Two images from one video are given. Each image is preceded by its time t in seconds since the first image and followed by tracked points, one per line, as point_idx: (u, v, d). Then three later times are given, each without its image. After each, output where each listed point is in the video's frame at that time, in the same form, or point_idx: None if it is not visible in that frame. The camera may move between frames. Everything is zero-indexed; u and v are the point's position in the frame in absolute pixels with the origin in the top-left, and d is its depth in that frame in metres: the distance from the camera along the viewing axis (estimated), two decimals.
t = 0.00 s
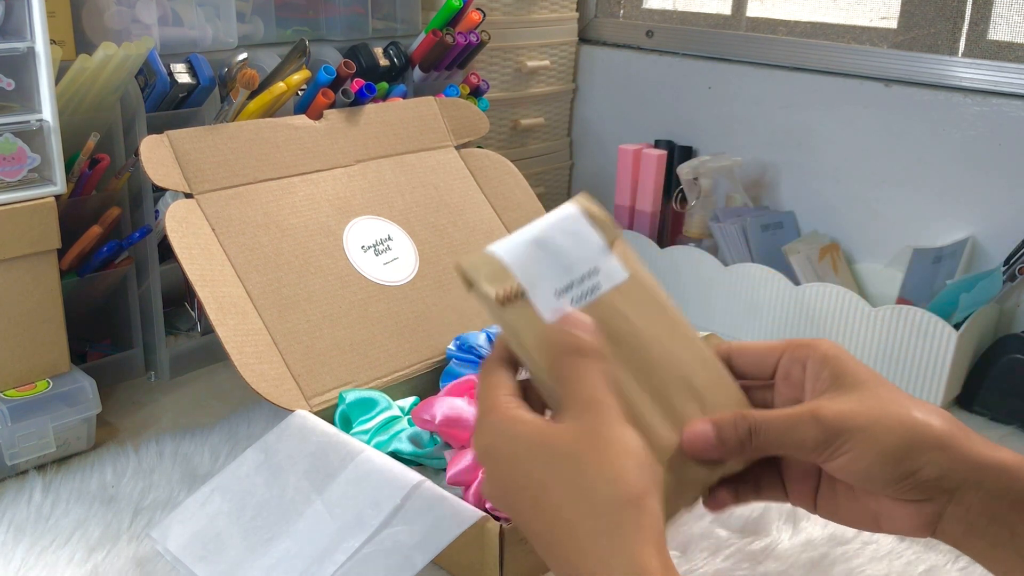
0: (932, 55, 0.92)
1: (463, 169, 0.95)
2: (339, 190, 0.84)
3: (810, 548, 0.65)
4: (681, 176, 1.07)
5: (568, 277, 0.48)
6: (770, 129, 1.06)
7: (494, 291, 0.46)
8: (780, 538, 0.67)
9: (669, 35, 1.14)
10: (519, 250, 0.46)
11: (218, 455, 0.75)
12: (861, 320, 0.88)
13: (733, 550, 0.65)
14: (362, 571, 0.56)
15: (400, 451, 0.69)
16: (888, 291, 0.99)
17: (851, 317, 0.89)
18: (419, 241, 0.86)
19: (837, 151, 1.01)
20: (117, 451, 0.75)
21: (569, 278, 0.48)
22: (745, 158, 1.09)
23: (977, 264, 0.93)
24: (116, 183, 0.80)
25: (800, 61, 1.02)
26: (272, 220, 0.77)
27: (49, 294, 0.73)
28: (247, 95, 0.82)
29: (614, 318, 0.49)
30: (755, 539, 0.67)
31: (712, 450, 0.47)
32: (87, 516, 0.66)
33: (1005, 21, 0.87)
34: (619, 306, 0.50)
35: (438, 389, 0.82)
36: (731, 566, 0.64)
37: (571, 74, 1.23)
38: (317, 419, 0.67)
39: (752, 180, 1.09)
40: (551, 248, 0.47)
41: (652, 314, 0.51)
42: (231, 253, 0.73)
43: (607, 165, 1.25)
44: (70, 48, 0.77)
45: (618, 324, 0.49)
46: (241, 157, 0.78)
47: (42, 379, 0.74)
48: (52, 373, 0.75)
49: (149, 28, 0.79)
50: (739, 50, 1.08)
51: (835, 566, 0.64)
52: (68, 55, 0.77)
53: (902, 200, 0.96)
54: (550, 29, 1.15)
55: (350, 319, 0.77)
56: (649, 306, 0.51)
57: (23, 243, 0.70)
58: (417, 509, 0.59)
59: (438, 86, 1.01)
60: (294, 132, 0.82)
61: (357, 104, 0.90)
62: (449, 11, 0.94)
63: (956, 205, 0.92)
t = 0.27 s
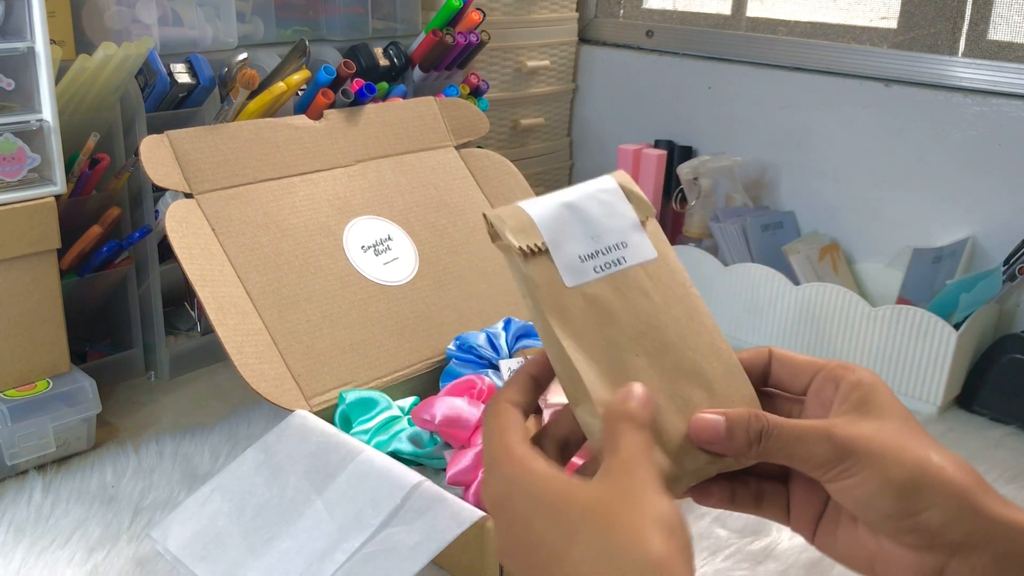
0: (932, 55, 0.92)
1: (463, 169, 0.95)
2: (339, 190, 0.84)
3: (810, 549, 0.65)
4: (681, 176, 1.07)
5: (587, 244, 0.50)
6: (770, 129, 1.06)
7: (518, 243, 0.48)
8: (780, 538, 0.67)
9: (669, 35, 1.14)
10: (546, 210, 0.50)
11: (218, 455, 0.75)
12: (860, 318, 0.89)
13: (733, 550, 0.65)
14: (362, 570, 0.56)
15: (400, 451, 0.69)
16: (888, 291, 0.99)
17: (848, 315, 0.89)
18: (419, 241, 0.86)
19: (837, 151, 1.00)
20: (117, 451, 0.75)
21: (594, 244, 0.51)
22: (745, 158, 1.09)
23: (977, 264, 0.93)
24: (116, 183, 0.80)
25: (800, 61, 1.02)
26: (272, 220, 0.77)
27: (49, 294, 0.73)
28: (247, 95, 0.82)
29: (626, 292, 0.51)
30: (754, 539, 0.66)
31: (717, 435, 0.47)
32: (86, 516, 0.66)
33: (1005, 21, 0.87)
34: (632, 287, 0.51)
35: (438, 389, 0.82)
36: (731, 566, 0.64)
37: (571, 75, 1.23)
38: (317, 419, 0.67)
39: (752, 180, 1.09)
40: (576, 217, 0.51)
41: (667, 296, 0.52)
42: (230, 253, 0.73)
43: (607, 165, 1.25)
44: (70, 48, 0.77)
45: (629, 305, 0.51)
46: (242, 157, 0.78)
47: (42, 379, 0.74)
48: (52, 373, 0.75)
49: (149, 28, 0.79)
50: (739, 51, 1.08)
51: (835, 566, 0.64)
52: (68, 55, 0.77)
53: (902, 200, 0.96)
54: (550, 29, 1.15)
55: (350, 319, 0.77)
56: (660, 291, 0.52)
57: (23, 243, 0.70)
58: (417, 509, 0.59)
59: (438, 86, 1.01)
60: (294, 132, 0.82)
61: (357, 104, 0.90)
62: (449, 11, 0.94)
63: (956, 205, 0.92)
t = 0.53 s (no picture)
0: (932, 55, 0.92)
1: (463, 169, 0.95)
2: (339, 190, 0.84)
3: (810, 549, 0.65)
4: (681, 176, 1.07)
5: (541, 262, 0.48)
6: (770, 130, 1.06)
7: (465, 279, 0.47)
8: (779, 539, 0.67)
9: (669, 35, 1.14)
10: (490, 236, 0.48)
11: (218, 455, 0.75)
12: (861, 319, 0.89)
13: (733, 550, 0.65)
14: (362, 570, 0.56)
15: (400, 451, 0.69)
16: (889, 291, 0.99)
17: (848, 317, 0.89)
18: (419, 241, 0.86)
19: (838, 151, 1.00)
20: (117, 451, 0.75)
21: (546, 262, 0.48)
22: (745, 158, 1.09)
23: (977, 264, 0.93)
24: (116, 183, 0.80)
25: (800, 61, 1.02)
26: (272, 220, 0.77)
27: (49, 294, 0.73)
28: (247, 95, 0.82)
29: (590, 303, 0.48)
30: (754, 540, 0.66)
31: (709, 445, 0.45)
32: (86, 516, 0.66)
33: (1006, 21, 0.87)
34: (599, 294, 0.49)
35: (438, 389, 0.82)
36: (731, 567, 0.64)
37: (571, 75, 1.23)
38: (317, 419, 0.67)
39: (752, 180, 1.09)
40: (525, 235, 0.48)
41: (639, 296, 0.49)
42: (231, 252, 0.73)
43: (607, 165, 1.25)
44: (70, 48, 0.77)
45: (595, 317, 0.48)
46: (242, 157, 0.78)
47: (42, 379, 0.74)
48: (52, 373, 0.75)
49: (149, 28, 0.79)
50: (739, 51, 1.08)
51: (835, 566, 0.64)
52: (68, 55, 0.77)
53: (902, 200, 0.96)
54: (550, 28, 1.15)
55: (350, 319, 0.77)
56: (630, 295, 0.49)
57: (23, 243, 0.70)
58: (417, 508, 0.59)
59: (438, 86, 1.01)
60: (294, 132, 0.82)
61: (357, 104, 0.90)
62: (449, 11, 0.94)
63: (956, 205, 0.92)
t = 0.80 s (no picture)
0: (932, 55, 0.92)
1: (463, 169, 0.95)
2: (339, 190, 0.84)
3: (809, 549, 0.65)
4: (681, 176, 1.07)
5: (550, 264, 0.48)
6: (770, 130, 1.06)
7: (476, 287, 0.48)
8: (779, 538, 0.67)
9: (669, 35, 1.14)
10: (497, 243, 0.48)
11: (218, 455, 0.75)
12: (864, 322, 0.88)
13: (733, 550, 0.65)
14: (362, 570, 0.56)
15: (400, 451, 0.69)
16: (888, 291, 0.99)
17: (853, 320, 0.89)
18: (419, 241, 0.86)
19: (838, 151, 1.00)
20: (117, 451, 0.75)
21: (556, 264, 0.48)
22: (745, 158, 1.09)
23: (977, 264, 0.93)
24: (116, 183, 0.80)
25: (800, 61, 1.02)
26: (272, 220, 0.77)
27: (49, 294, 0.73)
28: (247, 95, 0.82)
29: (602, 303, 0.47)
30: (754, 540, 0.66)
31: (730, 435, 0.44)
32: (86, 516, 0.66)
33: (1005, 21, 0.87)
34: (611, 293, 0.48)
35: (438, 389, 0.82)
36: (731, 566, 0.64)
37: (571, 75, 1.23)
38: (317, 419, 0.67)
39: (752, 180, 1.09)
40: (532, 240, 0.48)
41: (652, 293, 0.48)
42: (230, 252, 0.73)
43: (607, 165, 1.25)
44: (70, 48, 0.77)
45: (609, 316, 0.47)
46: (242, 157, 0.78)
47: (42, 379, 0.74)
48: (52, 373, 0.75)
49: (149, 28, 0.78)
50: (739, 50, 1.08)
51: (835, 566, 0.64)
52: (68, 55, 0.77)
53: (901, 200, 0.96)
54: (550, 28, 1.15)
55: (350, 319, 0.77)
56: (643, 290, 0.48)
57: (23, 244, 0.70)
58: (417, 508, 0.59)
59: (438, 86, 1.01)
60: (294, 132, 0.82)
61: (357, 104, 0.90)
62: (449, 12, 0.93)
63: (955, 205, 0.92)
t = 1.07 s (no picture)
0: (932, 55, 0.92)
1: (463, 169, 0.95)
2: (339, 190, 0.84)
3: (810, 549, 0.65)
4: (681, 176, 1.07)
5: (540, 247, 0.48)
6: (771, 130, 1.06)
7: (470, 276, 0.47)
8: (780, 538, 0.67)
9: (669, 35, 1.14)
10: (487, 229, 0.48)
11: (218, 455, 0.75)
12: (864, 319, 0.88)
13: (733, 550, 0.65)
14: (362, 570, 0.56)
15: (399, 451, 0.69)
16: (888, 291, 0.99)
17: (854, 315, 0.89)
18: (419, 241, 0.86)
19: (838, 151, 1.00)
20: (117, 451, 0.75)
21: (547, 245, 0.48)
22: (745, 158, 1.09)
23: (977, 264, 0.93)
24: (117, 183, 0.80)
25: (800, 61, 1.02)
26: (272, 220, 0.77)
27: (49, 294, 0.73)
28: (247, 95, 0.82)
29: (598, 282, 0.48)
30: (754, 539, 0.66)
31: (739, 395, 0.45)
32: (86, 517, 0.66)
33: (1005, 21, 0.87)
34: (604, 271, 0.49)
35: (438, 389, 0.82)
36: (731, 566, 0.64)
37: (571, 75, 1.23)
38: (317, 419, 0.67)
39: (752, 180, 1.09)
40: (519, 226, 0.49)
41: (641, 268, 0.49)
42: (230, 253, 0.73)
43: (607, 165, 1.25)
44: (70, 48, 0.77)
45: (606, 295, 0.48)
46: (242, 157, 0.78)
47: (42, 379, 0.74)
48: (52, 373, 0.75)
49: (149, 28, 0.79)
50: (739, 50, 1.08)
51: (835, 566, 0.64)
52: (68, 55, 0.77)
53: (901, 200, 0.96)
54: (550, 29, 1.15)
55: (350, 320, 0.77)
56: (633, 265, 0.49)
57: (23, 244, 0.70)
58: (417, 508, 0.59)
59: (438, 86, 1.01)
60: (294, 132, 0.82)
61: (357, 104, 0.90)
62: (449, 11, 0.94)
63: (956, 205, 0.92)
